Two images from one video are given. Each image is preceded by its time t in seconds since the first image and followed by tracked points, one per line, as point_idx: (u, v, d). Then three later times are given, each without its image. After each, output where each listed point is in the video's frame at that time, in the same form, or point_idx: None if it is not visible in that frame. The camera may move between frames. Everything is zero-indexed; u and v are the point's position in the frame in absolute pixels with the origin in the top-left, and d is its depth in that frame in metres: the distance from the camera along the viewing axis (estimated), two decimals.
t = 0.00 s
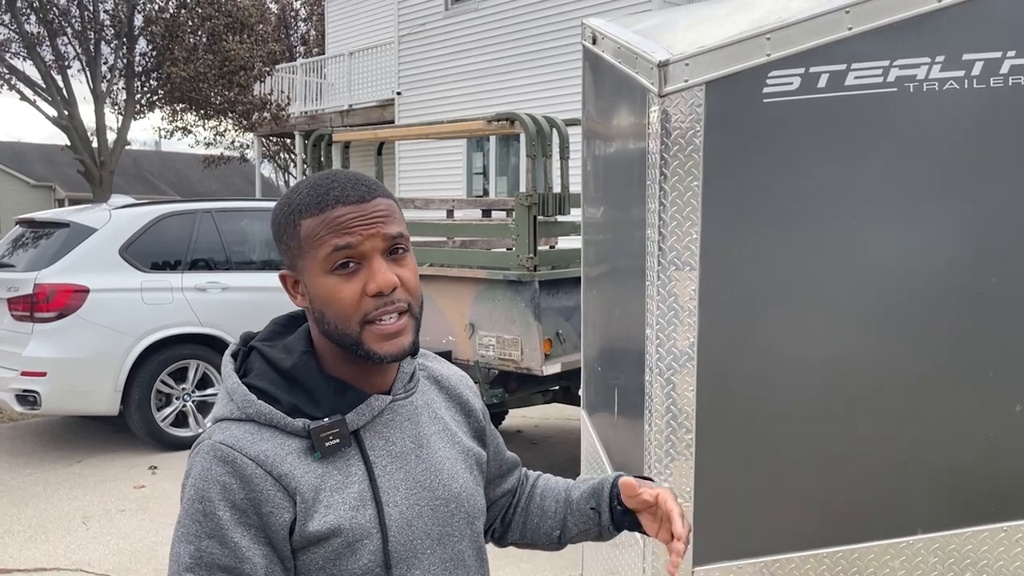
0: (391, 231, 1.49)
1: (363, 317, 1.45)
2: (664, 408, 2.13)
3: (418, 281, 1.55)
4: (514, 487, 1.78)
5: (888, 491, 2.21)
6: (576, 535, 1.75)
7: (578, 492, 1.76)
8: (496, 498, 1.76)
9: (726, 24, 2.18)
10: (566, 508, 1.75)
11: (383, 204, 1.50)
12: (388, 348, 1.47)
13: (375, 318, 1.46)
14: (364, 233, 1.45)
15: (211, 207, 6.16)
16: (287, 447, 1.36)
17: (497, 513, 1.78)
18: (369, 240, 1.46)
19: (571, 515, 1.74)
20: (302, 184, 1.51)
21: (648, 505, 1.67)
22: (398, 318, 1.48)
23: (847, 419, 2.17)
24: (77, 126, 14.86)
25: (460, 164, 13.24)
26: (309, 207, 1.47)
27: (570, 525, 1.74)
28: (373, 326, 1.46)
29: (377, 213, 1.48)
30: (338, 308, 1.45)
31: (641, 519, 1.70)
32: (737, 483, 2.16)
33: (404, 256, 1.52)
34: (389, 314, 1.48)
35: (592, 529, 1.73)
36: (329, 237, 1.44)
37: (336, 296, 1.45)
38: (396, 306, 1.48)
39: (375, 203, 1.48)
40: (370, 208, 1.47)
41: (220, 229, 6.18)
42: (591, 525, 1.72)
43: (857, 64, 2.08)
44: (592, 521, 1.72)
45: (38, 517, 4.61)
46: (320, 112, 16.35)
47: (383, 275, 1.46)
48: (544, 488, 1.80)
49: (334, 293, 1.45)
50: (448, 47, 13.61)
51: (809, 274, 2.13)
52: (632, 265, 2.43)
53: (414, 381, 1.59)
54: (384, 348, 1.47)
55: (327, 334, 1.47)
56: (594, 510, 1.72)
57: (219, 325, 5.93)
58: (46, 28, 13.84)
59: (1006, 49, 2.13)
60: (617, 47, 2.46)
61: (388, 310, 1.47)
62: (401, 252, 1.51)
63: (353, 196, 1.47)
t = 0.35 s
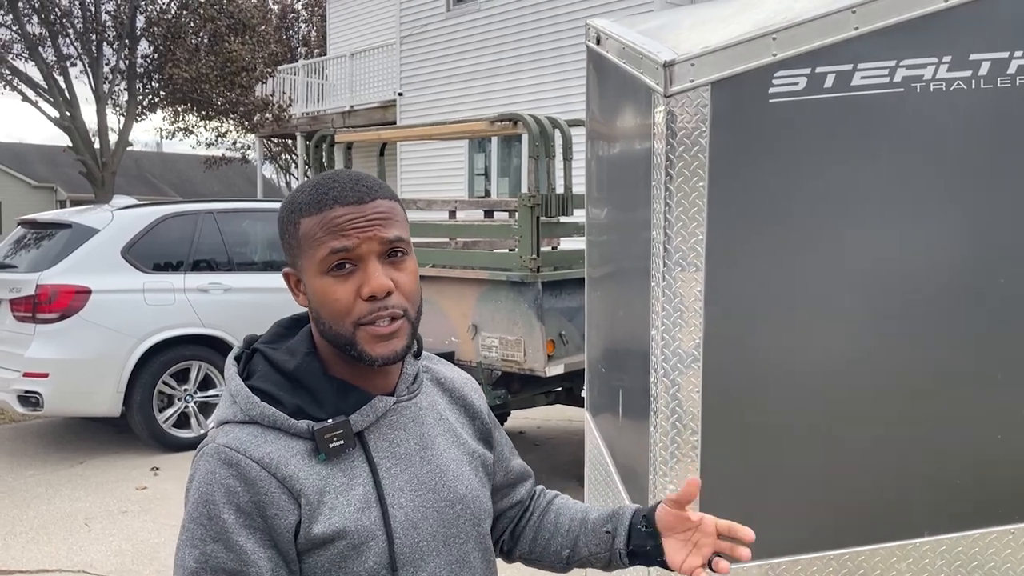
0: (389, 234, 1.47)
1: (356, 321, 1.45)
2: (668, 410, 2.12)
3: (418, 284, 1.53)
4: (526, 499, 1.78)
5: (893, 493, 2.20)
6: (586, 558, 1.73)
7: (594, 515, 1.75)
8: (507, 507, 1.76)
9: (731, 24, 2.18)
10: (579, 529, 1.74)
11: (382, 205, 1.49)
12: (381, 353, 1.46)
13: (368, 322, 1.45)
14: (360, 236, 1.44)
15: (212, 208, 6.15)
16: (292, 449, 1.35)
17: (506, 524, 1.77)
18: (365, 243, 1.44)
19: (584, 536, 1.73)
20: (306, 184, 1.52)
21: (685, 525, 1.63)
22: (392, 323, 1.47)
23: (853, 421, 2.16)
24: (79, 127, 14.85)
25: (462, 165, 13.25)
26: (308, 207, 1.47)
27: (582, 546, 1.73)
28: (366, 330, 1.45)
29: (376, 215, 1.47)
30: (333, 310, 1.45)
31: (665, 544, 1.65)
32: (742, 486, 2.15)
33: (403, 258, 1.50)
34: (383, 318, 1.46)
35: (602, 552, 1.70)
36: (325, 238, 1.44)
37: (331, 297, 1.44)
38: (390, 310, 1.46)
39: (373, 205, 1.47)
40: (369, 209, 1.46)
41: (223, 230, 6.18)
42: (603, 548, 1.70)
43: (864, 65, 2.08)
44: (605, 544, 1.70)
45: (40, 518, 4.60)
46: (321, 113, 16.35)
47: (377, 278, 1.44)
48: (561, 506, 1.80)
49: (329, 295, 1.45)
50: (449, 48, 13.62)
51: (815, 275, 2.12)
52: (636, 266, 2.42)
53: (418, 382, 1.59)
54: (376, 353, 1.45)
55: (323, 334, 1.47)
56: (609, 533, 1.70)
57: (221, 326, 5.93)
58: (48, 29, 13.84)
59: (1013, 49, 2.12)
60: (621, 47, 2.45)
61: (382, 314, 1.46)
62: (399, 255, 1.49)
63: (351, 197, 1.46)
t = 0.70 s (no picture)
0: (401, 225, 1.48)
1: (365, 311, 1.43)
2: (673, 411, 2.11)
3: (430, 280, 1.52)
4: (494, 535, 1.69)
5: (900, 495, 2.19)
6: None
7: None
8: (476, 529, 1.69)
9: (737, 24, 2.17)
10: None
11: (395, 198, 1.50)
12: (390, 344, 1.44)
13: (377, 312, 1.43)
14: (372, 225, 1.45)
15: (214, 209, 6.15)
16: (304, 453, 1.35)
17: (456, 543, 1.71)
18: (377, 233, 1.45)
19: None
20: (322, 182, 1.54)
21: None
22: (402, 316, 1.45)
23: (859, 423, 2.15)
24: (81, 128, 14.85)
25: (464, 166, 13.25)
26: (323, 200, 1.49)
27: None
28: (375, 320, 1.43)
29: (388, 208, 1.48)
30: (342, 301, 1.44)
31: None
32: (747, 487, 2.14)
33: (415, 252, 1.50)
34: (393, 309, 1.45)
35: None
36: (338, 228, 1.45)
37: (341, 288, 1.43)
38: (400, 302, 1.45)
39: (386, 197, 1.49)
40: (381, 201, 1.48)
41: (225, 231, 6.18)
42: None
43: (870, 65, 2.07)
44: None
45: (41, 519, 4.59)
46: (323, 114, 16.36)
47: (388, 268, 1.44)
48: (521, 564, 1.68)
49: (339, 285, 1.44)
50: (451, 49, 13.63)
51: (820, 276, 2.11)
52: (641, 267, 2.41)
53: (430, 386, 1.59)
54: (385, 344, 1.44)
55: (334, 328, 1.45)
56: None
57: (223, 327, 5.92)
58: (50, 30, 13.85)
59: (1021, 49, 2.11)
60: (626, 47, 2.45)
61: (392, 305, 1.44)
62: (411, 248, 1.49)
63: (364, 189, 1.48)
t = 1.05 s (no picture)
0: (410, 226, 1.47)
1: (374, 311, 1.43)
2: (678, 412, 2.10)
3: (438, 280, 1.52)
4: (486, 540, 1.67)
5: (906, 497, 2.18)
6: None
7: None
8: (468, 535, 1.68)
9: (741, 25, 2.16)
10: None
11: (403, 199, 1.49)
12: (399, 345, 1.43)
13: (385, 313, 1.43)
14: (381, 226, 1.44)
15: (216, 209, 6.15)
16: (313, 453, 1.34)
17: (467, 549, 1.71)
18: (385, 233, 1.44)
19: None
20: (329, 183, 1.54)
21: None
22: (410, 317, 1.45)
23: (864, 424, 2.15)
24: (83, 129, 14.85)
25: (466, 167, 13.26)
26: (330, 201, 1.48)
27: None
28: (384, 321, 1.43)
29: (397, 209, 1.47)
30: (350, 302, 1.43)
31: None
32: (752, 489, 2.14)
33: (423, 252, 1.50)
34: (401, 310, 1.44)
35: None
36: (346, 228, 1.44)
37: (349, 289, 1.43)
38: (409, 303, 1.45)
39: (394, 197, 1.48)
40: (390, 202, 1.47)
41: (226, 232, 6.17)
42: None
43: (875, 65, 2.06)
44: None
45: (43, 521, 4.59)
46: (324, 115, 16.37)
47: (397, 268, 1.43)
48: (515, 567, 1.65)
49: (347, 286, 1.43)
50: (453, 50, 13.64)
51: (825, 277, 2.10)
52: (644, 268, 2.40)
53: (434, 386, 1.59)
54: (394, 345, 1.43)
55: (341, 329, 1.44)
56: None
57: (225, 328, 5.92)
58: (52, 31, 13.85)
59: None
60: (630, 47, 2.44)
61: (400, 306, 1.44)
62: (419, 249, 1.49)
63: (373, 189, 1.48)
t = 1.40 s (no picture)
0: (418, 231, 1.47)
1: (383, 318, 1.43)
2: (681, 414, 2.11)
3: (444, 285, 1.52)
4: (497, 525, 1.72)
5: (910, 499, 2.18)
6: None
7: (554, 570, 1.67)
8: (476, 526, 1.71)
9: (743, 26, 2.16)
10: None
11: (411, 204, 1.49)
12: (408, 352, 1.44)
13: (394, 319, 1.43)
14: (391, 232, 1.44)
15: (218, 210, 6.15)
16: (317, 456, 1.34)
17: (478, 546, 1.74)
18: (396, 239, 1.44)
19: None
20: (335, 186, 1.52)
21: None
22: (420, 323, 1.45)
23: (867, 426, 2.15)
24: (85, 131, 14.85)
25: (467, 168, 13.27)
26: (339, 206, 1.47)
27: None
28: (393, 328, 1.43)
29: (407, 214, 1.47)
30: (360, 308, 1.43)
31: None
32: (755, 491, 2.13)
33: (430, 258, 1.50)
34: (410, 316, 1.45)
35: None
36: (356, 234, 1.44)
37: (359, 294, 1.43)
38: (418, 309, 1.45)
39: (403, 202, 1.48)
40: (400, 207, 1.47)
41: (228, 233, 6.18)
42: None
43: (878, 67, 2.06)
44: None
45: (46, 522, 4.59)
46: (326, 116, 16.39)
47: (406, 274, 1.44)
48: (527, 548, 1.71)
49: (357, 291, 1.43)
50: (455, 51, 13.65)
51: (828, 279, 2.10)
52: (647, 269, 2.40)
53: (438, 388, 1.59)
54: (402, 351, 1.44)
55: (349, 334, 1.44)
56: None
57: (227, 329, 5.92)
58: (53, 32, 13.85)
59: None
60: (632, 49, 2.45)
61: (410, 312, 1.44)
62: (427, 254, 1.49)
63: (382, 194, 1.47)
